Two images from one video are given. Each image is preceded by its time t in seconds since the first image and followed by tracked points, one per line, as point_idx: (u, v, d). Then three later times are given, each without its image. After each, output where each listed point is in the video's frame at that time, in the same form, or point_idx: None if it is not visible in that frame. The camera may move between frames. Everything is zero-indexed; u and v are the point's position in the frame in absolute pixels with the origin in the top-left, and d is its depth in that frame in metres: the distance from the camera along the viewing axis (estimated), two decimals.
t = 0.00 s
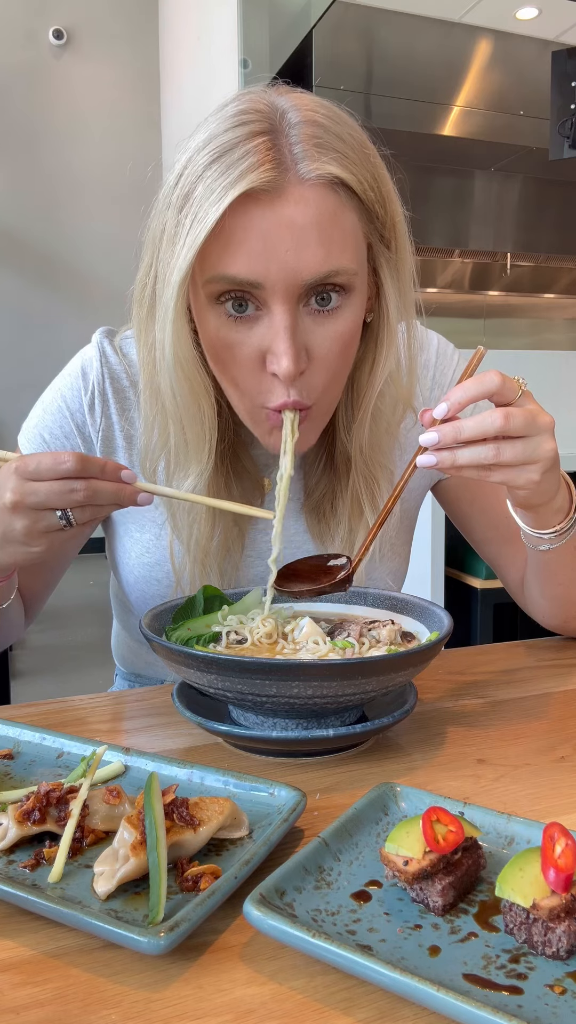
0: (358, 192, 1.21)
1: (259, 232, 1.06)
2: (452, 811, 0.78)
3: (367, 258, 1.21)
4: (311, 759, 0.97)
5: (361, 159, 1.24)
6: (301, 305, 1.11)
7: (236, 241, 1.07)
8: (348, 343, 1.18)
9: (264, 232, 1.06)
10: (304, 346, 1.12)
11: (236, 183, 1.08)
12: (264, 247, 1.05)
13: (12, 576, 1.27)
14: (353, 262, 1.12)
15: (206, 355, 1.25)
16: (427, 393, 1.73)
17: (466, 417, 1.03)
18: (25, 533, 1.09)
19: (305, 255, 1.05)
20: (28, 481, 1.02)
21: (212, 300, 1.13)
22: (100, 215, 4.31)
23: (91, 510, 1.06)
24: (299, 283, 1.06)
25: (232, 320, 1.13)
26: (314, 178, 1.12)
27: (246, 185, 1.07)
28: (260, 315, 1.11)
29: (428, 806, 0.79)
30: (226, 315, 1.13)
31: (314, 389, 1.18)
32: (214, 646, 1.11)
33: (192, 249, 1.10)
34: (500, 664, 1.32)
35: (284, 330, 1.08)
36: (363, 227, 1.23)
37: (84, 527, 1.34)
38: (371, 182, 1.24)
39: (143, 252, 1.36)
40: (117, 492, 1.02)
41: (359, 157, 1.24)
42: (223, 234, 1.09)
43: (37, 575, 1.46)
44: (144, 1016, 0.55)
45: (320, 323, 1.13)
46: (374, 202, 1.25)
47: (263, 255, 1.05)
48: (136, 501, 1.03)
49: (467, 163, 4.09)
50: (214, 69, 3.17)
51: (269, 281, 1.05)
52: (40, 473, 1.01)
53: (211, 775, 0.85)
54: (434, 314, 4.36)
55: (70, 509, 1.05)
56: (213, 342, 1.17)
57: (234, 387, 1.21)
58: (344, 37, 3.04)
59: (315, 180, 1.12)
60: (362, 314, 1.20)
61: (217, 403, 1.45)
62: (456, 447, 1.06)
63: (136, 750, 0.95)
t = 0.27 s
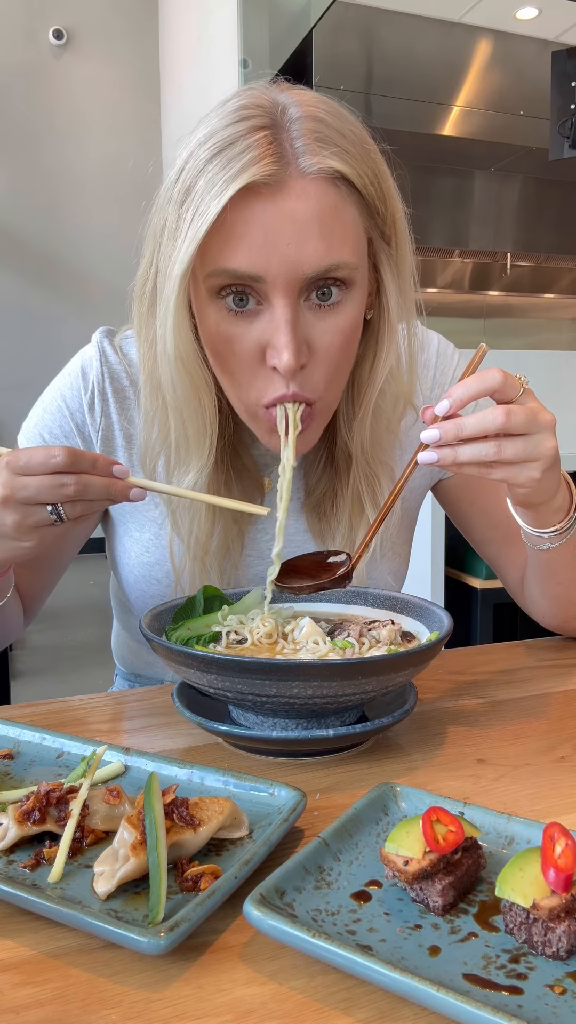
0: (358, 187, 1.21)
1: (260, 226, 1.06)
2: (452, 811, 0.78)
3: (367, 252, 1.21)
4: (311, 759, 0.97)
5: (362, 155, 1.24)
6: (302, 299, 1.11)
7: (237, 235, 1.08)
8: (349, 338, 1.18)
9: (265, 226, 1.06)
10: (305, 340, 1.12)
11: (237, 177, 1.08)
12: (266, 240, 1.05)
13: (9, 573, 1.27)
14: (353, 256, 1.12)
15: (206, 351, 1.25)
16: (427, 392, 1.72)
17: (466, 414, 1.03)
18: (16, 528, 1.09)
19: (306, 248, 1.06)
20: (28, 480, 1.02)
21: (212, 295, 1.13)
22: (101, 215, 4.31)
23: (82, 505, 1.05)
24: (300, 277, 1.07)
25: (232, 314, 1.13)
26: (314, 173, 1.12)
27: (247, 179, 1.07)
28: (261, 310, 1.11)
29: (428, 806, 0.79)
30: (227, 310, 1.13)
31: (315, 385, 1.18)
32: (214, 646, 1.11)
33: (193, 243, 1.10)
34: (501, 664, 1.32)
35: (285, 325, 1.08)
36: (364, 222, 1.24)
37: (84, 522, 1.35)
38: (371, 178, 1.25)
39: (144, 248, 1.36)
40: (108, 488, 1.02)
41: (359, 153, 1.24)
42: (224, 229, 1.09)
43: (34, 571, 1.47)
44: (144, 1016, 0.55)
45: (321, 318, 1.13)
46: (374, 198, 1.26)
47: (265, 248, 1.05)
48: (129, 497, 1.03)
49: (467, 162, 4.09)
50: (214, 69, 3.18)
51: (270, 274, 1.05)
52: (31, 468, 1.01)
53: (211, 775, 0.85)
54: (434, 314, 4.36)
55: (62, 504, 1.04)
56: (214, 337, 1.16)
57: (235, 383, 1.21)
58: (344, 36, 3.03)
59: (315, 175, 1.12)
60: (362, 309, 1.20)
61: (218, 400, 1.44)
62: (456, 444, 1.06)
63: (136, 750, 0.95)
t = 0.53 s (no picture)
0: (358, 183, 1.21)
1: (261, 222, 1.06)
2: (452, 811, 0.78)
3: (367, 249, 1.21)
4: (311, 759, 0.97)
5: (362, 152, 1.24)
6: (303, 295, 1.11)
7: (238, 231, 1.08)
8: (350, 334, 1.18)
9: (265, 221, 1.06)
10: (306, 335, 1.12)
11: (238, 173, 1.08)
12: (267, 235, 1.05)
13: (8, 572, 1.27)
14: (354, 251, 1.12)
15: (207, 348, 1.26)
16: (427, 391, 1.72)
17: (466, 413, 1.03)
18: (13, 528, 1.09)
19: (307, 244, 1.06)
20: (28, 481, 1.02)
21: (213, 292, 1.14)
22: (101, 215, 4.32)
23: (79, 506, 1.05)
24: (301, 272, 1.07)
25: (232, 307, 1.13)
26: (315, 169, 1.12)
27: (248, 175, 1.07)
28: (262, 306, 1.11)
29: (428, 806, 0.79)
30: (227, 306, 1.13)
31: (316, 381, 1.18)
32: (214, 646, 1.11)
33: (194, 239, 1.10)
34: (500, 664, 1.32)
35: (286, 320, 1.08)
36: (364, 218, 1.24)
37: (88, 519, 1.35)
38: (371, 174, 1.25)
39: (144, 246, 1.36)
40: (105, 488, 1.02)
41: (359, 150, 1.24)
42: (224, 224, 1.09)
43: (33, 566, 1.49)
44: (144, 1016, 0.55)
45: (323, 314, 1.13)
46: (374, 194, 1.26)
47: (266, 244, 1.05)
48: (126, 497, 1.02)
49: (467, 162, 4.09)
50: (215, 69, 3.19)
51: (271, 270, 1.05)
52: (26, 468, 1.00)
53: (211, 776, 0.85)
54: (434, 314, 4.37)
55: (58, 504, 1.04)
56: (214, 334, 1.17)
57: (235, 380, 1.21)
58: (344, 37, 3.03)
59: (316, 171, 1.12)
60: (363, 305, 1.20)
61: (218, 399, 1.43)
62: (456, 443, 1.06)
63: (136, 750, 0.95)
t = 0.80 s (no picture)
0: (358, 176, 1.21)
1: (262, 212, 1.06)
2: (452, 811, 0.78)
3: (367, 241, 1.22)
4: (311, 759, 0.97)
5: (362, 145, 1.24)
6: (304, 285, 1.12)
7: (239, 221, 1.08)
8: (351, 326, 1.18)
9: (266, 211, 1.06)
10: (307, 325, 1.12)
11: (239, 162, 1.08)
12: (267, 225, 1.05)
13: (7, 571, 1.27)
14: (354, 242, 1.13)
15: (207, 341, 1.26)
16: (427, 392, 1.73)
17: (466, 413, 1.03)
18: (9, 525, 1.09)
19: (307, 233, 1.06)
20: (22, 478, 1.02)
21: (214, 282, 1.14)
22: (101, 215, 4.32)
23: (75, 504, 1.05)
24: (301, 261, 1.07)
25: (233, 298, 1.13)
26: (315, 159, 1.13)
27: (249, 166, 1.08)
28: (262, 297, 1.11)
29: (428, 806, 0.79)
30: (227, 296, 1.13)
31: (316, 373, 1.18)
32: (214, 646, 1.11)
33: (195, 228, 1.10)
34: (500, 664, 1.32)
35: (286, 310, 1.08)
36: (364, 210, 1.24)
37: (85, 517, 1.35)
38: (371, 166, 1.25)
39: (145, 239, 1.36)
40: (100, 486, 1.01)
41: (360, 142, 1.24)
42: (225, 214, 1.09)
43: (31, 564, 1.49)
44: (144, 1016, 0.55)
45: (323, 305, 1.13)
46: (374, 187, 1.26)
47: (267, 233, 1.05)
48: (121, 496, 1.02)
49: (467, 162, 4.09)
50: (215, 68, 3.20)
51: (271, 259, 1.06)
52: (22, 466, 1.00)
53: (211, 775, 0.85)
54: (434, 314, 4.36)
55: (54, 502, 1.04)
56: (214, 326, 1.17)
57: (235, 373, 1.21)
58: (344, 37, 3.03)
59: (316, 162, 1.13)
60: (363, 297, 1.21)
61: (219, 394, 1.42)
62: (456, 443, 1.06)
63: (136, 750, 0.95)
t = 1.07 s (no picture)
0: (356, 171, 1.22)
1: (261, 204, 1.07)
2: (452, 811, 0.78)
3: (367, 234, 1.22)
4: (311, 759, 0.97)
5: (361, 139, 1.25)
6: (303, 277, 1.12)
7: (239, 214, 1.08)
8: (351, 319, 1.18)
9: (266, 204, 1.06)
10: (307, 318, 1.12)
11: (238, 155, 1.08)
12: (267, 217, 1.06)
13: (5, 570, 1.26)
14: (354, 235, 1.13)
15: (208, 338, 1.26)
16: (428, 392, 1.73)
17: (465, 412, 1.03)
18: (6, 524, 1.09)
19: (307, 224, 1.06)
20: (19, 478, 1.02)
21: (213, 276, 1.14)
22: (101, 215, 4.33)
23: (71, 504, 1.05)
24: (301, 253, 1.07)
25: (233, 291, 1.13)
26: (315, 152, 1.13)
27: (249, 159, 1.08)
28: (262, 290, 1.11)
29: (428, 806, 0.79)
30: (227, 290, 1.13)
31: (316, 368, 1.18)
32: (214, 646, 1.11)
33: (194, 222, 1.10)
34: (501, 664, 1.32)
35: (286, 302, 1.08)
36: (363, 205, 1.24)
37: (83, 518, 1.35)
38: (369, 161, 1.25)
39: (144, 235, 1.37)
40: (96, 484, 1.01)
41: (359, 137, 1.25)
42: (225, 207, 1.09)
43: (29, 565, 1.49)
44: (144, 1016, 0.55)
45: (322, 297, 1.14)
46: (372, 182, 1.26)
47: (267, 226, 1.06)
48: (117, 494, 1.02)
49: (467, 162, 4.09)
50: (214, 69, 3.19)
51: (271, 251, 1.06)
52: (19, 465, 1.01)
53: (211, 775, 0.85)
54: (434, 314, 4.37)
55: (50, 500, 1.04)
56: (215, 321, 1.17)
57: (235, 367, 1.21)
58: (344, 37, 3.03)
59: (315, 155, 1.13)
60: (363, 291, 1.21)
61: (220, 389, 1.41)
62: (454, 442, 1.06)
63: (136, 750, 0.95)
